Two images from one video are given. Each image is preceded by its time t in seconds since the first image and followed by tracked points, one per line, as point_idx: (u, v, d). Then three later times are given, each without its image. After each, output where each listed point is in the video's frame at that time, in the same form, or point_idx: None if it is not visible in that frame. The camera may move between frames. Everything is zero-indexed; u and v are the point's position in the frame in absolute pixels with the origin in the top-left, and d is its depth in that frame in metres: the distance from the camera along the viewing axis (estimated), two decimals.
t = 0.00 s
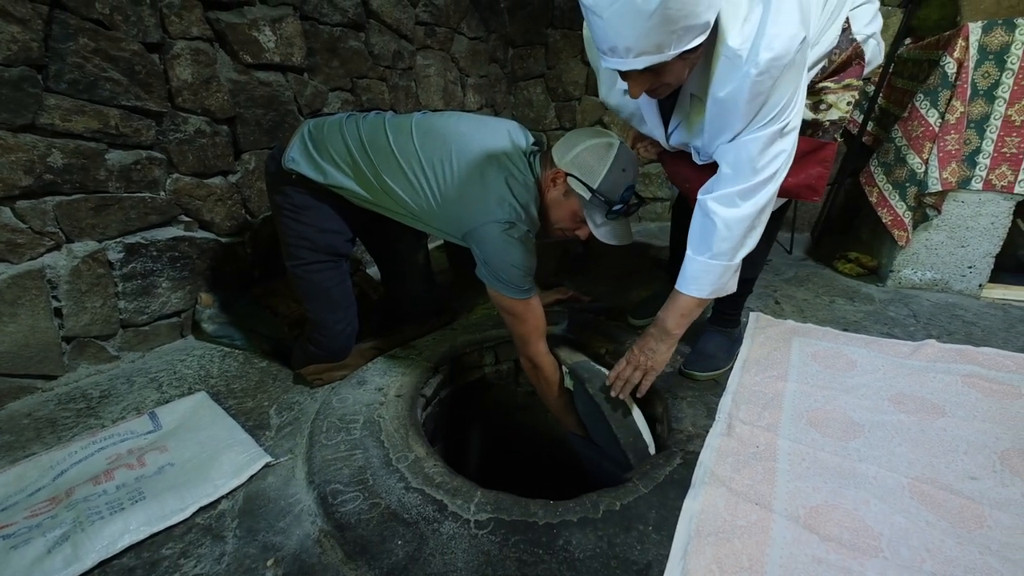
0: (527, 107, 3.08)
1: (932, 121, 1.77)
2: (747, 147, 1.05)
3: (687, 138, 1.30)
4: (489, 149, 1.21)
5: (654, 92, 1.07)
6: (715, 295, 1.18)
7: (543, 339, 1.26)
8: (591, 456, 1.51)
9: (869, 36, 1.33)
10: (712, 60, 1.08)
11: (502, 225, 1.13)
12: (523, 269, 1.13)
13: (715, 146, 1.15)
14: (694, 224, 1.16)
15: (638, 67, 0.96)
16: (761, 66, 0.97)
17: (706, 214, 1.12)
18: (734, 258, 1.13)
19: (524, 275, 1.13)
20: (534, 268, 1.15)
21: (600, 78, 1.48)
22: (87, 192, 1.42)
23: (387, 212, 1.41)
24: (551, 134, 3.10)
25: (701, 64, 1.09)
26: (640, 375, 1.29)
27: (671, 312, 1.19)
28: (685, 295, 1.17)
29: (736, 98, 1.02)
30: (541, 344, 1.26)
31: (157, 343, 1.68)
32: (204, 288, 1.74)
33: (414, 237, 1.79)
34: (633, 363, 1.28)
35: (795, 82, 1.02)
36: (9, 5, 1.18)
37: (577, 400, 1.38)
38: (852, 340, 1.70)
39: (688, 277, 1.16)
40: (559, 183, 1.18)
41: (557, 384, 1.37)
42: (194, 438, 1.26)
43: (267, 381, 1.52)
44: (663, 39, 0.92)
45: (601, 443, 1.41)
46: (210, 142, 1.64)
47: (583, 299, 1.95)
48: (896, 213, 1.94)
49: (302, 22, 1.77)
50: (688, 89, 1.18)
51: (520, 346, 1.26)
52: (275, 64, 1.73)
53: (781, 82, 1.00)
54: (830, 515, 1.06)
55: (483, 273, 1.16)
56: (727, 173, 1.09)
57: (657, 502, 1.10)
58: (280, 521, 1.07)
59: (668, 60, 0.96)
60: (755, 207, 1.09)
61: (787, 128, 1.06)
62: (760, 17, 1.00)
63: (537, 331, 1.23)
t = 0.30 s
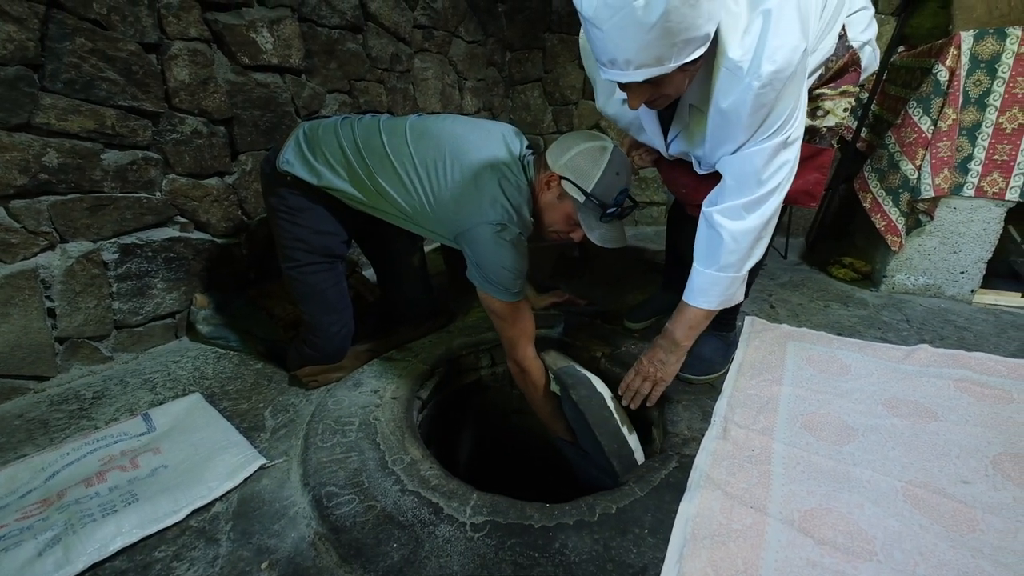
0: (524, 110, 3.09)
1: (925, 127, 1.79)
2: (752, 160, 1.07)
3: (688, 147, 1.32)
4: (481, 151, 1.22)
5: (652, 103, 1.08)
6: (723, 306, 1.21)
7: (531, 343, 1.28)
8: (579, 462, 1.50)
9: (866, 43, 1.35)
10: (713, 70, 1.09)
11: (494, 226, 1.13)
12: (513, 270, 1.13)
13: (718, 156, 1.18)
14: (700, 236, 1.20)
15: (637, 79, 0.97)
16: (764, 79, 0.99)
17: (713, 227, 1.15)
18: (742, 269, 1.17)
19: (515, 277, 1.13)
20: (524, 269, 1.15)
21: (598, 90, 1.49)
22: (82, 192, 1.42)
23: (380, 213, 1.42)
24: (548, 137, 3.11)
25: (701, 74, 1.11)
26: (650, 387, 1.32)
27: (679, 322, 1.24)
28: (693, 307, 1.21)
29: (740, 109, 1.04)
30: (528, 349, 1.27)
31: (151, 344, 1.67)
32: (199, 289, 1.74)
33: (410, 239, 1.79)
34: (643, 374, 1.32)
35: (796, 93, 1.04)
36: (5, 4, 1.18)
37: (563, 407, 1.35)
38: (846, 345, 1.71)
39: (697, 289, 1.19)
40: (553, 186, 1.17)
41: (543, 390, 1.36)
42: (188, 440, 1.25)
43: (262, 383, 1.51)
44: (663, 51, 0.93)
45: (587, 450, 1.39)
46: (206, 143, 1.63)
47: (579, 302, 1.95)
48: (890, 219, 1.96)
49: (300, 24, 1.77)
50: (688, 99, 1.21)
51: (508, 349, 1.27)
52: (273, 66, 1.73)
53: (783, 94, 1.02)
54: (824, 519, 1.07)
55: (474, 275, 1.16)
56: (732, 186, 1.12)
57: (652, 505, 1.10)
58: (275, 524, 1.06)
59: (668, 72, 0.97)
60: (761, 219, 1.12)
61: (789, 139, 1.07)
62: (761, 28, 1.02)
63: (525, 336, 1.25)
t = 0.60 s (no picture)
0: (522, 106, 3.07)
1: (922, 132, 1.80)
2: (756, 168, 1.08)
3: (691, 152, 1.33)
4: (477, 146, 1.21)
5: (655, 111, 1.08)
6: (728, 311, 1.22)
7: (520, 341, 1.26)
8: (567, 460, 1.50)
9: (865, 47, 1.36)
10: (717, 77, 1.10)
11: (488, 222, 1.13)
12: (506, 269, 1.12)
13: (721, 162, 1.19)
14: (705, 243, 1.20)
15: (643, 87, 0.96)
16: (769, 88, 0.99)
17: (716, 234, 1.16)
18: (745, 275, 1.17)
19: (507, 275, 1.13)
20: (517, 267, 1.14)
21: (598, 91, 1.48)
22: (72, 184, 1.39)
23: (371, 208, 1.40)
24: (546, 134, 3.10)
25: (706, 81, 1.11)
26: (660, 390, 1.35)
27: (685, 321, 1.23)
28: (699, 313, 1.21)
29: (745, 118, 1.04)
30: (517, 347, 1.26)
31: (143, 340, 1.64)
32: (192, 284, 1.71)
33: (407, 235, 1.78)
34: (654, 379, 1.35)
35: (800, 102, 1.05)
36: None
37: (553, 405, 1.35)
38: (840, 346, 1.73)
39: (701, 296, 1.20)
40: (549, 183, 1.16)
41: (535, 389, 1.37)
42: (182, 438, 1.24)
43: (258, 380, 1.50)
44: (670, 60, 0.93)
45: (575, 447, 1.39)
46: (200, 136, 1.61)
47: (577, 300, 1.94)
48: (885, 221, 1.97)
49: (296, 16, 1.75)
50: (689, 105, 1.21)
51: (496, 346, 1.26)
52: (269, 58, 1.70)
53: (789, 102, 1.03)
54: (818, 518, 1.08)
55: (467, 271, 1.15)
56: (735, 193, 1.12)
57: (650, 505, 1.10)
58: (272, 523, 1.06)
59: (673, 80, 0.96)
60: (765, 225, 1.12)
61: (793, 147, 1.08)
62: (766, 37, 1.02)
63: (514, 334, 1.24)
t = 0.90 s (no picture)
0: (494, 67, 2.96)
1: (900, 89, 1.79)
2: (739, 132, 1.05)
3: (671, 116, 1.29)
4: (435, 93, 1.16)
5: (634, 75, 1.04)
6: (713, 278, 1.21)
7: (485, 301, 1.23)
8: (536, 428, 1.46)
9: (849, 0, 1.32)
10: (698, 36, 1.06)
11: (447, 171, 1.07)
12: (468, 221, 1.09)
13: (704, 126, 1.15)
14: (689, 210, 1.18)
15: (623, 48, 0.91)
16: (753, 48, 0.96)
17: (700, 200, 1.14)
18: (730, 241, 1.16)
19: (469, 228, 1.09)
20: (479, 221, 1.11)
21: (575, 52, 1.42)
22: (8, 161, 1.28)
23: (328, 171, 1.34)
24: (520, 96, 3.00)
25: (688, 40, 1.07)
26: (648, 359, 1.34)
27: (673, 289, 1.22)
28: (684, 282, 1.20)
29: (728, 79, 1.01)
30: (481, 307, 1.22)
31: (106, 326, 1.56)
32: (154, 265, 1.63)
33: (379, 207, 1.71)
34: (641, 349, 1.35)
35: (783, 61, 1.02)
36: None
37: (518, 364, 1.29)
38: (817, 307, 1.75)
39: (686, 264, 1.19)
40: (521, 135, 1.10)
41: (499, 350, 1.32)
42: (155, 429, 1.19)
43: (232, 365, 1.44)
44: (650, 19, 0.88)
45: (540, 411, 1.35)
46: (149, 105, 1.49)
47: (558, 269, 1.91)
48: (861, 182, 1.98)
49: None
50: (671, 67, 1.16)
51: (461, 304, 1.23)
52: (218, 17, 1.57)
53: (772, 62, 1.00)
54: (798, 479, 1.10)
55: (427, 223, 1.11)
56: (719, 158, 1.09)
57: (637, 474, 1.10)
58: (256, 512, 1.03)
59: (655, 41, 0.92)
60: (749, 190, 1.10)
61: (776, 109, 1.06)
62: None
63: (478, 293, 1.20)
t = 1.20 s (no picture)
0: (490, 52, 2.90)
1: (902, 81, 1.77)
2: (746, 121, 1.03)
3: (674, 104, 1.26)
4: (395, 40, 1.16)
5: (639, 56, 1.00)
6: (715, 272, 1.18)
7: (447, 250, 1.14)
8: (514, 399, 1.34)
9: None
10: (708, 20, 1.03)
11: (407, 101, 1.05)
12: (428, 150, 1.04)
13: (709, 115, 1.12)
14: (692, 200, 1.15)
15: (630, 29, 0.88)
16: (765, 32, 0.93)
17: (704, 191, 1.11)
18: (733, 234, 1.13)
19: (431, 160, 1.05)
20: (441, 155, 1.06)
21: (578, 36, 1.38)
22: None
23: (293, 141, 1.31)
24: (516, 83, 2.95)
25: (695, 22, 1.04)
26: (647, 352, 1.33)
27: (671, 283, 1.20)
28: (686, 275, 1.17)
29: (736, 62, 0.98)
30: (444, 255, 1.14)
31: (93, 319, 1.52)
32: (141, 256, 1.58)
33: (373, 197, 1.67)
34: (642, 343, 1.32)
35: (793, 49, 0.99)
36: None
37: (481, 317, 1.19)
38: (816, 301, 1.74)
39: (688, 258, 1.16)
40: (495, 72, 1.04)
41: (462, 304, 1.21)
42: (146, 427, 1.16)
43: (224, 360, 1.41)
44: None
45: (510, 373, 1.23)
46: (134, 90, 1.43)
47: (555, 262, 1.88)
48: (861, 174, 1.97)
49: None
50: (677, 52, 1.14)
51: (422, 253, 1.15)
52: None
53: (783, 49, 0.97)
54: (801, 477, 1.10)
55: (384, 148, 1.06)
56: (723, 148, 1.07)
57: (640, 473, 1.09)
58: (252, 513, 1.01)
59: (662, 23, 0.89)
60: (754, 182, 1.07)
61: (784, 97, 1.03)
62: None
63: (439, 239, 1.12)
